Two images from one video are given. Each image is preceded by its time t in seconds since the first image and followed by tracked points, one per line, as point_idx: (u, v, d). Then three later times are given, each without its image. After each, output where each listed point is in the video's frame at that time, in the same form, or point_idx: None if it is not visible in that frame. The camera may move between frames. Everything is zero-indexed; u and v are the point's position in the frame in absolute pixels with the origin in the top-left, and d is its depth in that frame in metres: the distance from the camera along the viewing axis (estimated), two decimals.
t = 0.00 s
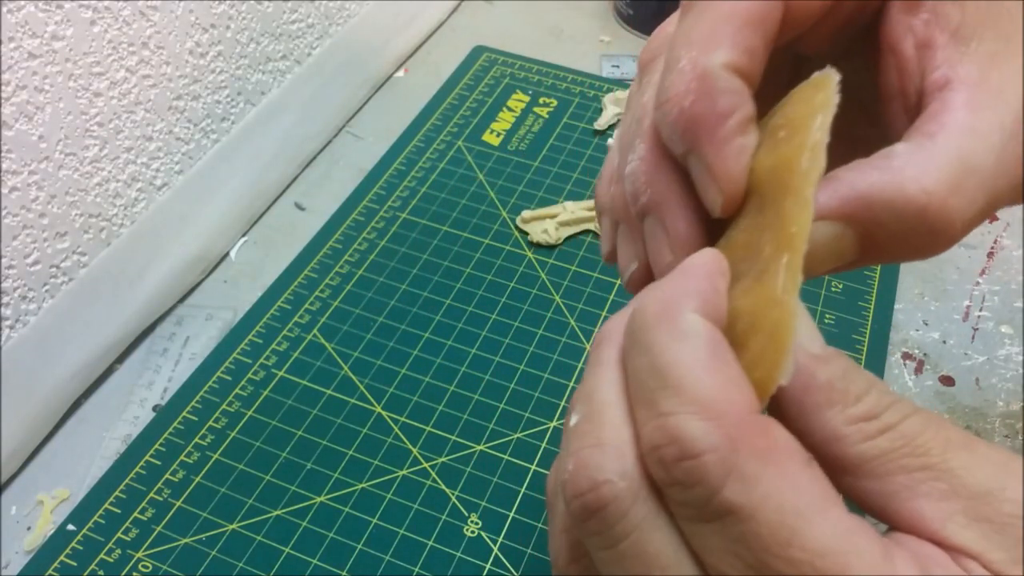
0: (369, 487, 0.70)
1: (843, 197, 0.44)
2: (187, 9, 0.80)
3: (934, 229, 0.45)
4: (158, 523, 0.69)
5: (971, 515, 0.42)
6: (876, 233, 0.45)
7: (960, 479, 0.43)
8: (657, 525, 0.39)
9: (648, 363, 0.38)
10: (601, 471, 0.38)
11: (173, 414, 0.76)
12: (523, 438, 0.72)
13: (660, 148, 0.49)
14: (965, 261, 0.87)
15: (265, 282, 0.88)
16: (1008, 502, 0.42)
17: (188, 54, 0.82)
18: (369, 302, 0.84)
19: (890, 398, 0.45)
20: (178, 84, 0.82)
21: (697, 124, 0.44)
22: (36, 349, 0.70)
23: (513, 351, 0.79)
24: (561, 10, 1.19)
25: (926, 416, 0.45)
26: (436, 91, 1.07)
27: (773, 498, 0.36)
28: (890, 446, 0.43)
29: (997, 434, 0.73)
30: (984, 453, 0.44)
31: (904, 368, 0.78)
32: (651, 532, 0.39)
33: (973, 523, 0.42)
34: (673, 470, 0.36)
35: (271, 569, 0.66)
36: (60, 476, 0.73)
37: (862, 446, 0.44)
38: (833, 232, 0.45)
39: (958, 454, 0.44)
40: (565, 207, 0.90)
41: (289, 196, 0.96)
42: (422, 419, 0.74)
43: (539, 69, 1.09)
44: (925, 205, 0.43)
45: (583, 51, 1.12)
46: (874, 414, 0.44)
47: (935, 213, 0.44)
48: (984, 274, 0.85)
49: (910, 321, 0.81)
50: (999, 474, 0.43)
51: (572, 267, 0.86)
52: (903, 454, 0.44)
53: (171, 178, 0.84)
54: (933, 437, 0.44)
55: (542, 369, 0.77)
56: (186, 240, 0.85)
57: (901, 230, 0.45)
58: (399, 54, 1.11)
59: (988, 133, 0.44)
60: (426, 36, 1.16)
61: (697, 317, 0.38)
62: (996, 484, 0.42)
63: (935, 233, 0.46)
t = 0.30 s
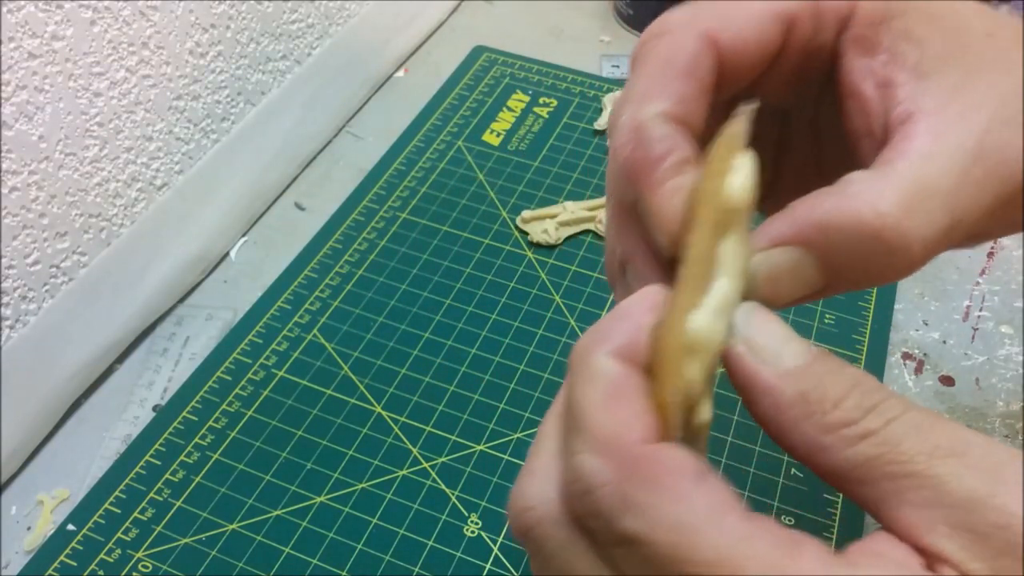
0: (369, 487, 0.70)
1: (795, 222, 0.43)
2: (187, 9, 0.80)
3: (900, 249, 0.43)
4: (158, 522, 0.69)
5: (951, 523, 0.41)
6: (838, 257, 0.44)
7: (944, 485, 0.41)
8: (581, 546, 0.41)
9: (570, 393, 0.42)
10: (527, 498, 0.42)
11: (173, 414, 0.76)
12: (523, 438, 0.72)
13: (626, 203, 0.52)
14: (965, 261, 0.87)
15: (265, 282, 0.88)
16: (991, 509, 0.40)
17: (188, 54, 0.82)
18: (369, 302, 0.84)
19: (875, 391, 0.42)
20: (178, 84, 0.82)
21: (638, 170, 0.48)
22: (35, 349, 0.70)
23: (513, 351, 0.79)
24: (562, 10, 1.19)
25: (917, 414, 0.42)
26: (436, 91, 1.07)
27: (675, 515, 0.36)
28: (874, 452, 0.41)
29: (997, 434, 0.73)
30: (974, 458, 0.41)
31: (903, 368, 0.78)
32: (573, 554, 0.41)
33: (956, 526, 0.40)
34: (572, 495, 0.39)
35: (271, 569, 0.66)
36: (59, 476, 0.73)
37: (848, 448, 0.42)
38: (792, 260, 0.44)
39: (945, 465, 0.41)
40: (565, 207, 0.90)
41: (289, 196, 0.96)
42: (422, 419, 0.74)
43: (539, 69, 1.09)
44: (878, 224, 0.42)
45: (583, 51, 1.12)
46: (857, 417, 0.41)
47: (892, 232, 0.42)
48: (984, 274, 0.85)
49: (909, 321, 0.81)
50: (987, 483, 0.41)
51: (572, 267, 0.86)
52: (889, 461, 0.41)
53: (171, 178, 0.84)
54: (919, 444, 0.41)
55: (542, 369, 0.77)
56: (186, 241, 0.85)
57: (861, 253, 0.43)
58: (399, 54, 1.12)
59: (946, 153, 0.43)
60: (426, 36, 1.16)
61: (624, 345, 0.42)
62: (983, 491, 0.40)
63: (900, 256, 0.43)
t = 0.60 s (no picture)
0: (369, 487, 0.70)
1: (745, 175, 0.46)
2: (187, 9, 0.80)
3: (837, 181, 0.41)
4: (158, 522, 0.69)
5: (928, 502, 0.41)
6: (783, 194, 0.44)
7: (927, 461, 0.40)
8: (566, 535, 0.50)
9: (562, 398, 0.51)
10: (528, 489, 0.52)
11: (173, 414, 0.76)
12: (523, 437, 0.72)
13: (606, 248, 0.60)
14: (965, 261, 0.87)
15: (265, 282, 0.88)
16: (968, 491, 0.40)
17: (188, 54, 0.82)
18: (369, 302, 0.84)
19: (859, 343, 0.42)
20: (178, 84, 0.82)
21: (608, 222, 0.55)
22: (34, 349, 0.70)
23: (513, 351, 0.79)
24: (561, 10, 1.19)
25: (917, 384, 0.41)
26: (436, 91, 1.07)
27: (630, 502, 0.44)
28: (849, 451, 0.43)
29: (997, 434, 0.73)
30: (959, 439, 0.41)
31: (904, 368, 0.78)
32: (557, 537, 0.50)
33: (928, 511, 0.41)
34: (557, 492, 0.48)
35: (271, 569, 0.66)
36: (59, 476, 0.72)
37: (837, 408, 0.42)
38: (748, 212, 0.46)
39: (931, 438, 0.40)
40: (565, 207, 0.90)
41: (289, 196, 0.97)
42: (422, 419, 0.74)
43: (539, 69, 1.09)
44: (805, 141, 0.42)
45: (582, 51, 1.12)
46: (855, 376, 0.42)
47: (820, 148, 0.41)
48: (984, 274, 0.85)
49: (909, 321, 0.81)
50: (963, 463, 0.40)
51: (572, 267, 0.86)
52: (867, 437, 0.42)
53: (171, 178, 0.84)
54: (893, 420, 0.41)
55: (542, 369, 0.77)
56: (186, 241, 0.85)
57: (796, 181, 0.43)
58: (399, 53, 1.12)
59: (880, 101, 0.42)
60: (426, 36, 1.16)
61: (605, 354, 0.51)
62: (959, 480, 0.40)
63: (840, 181, 0.41)
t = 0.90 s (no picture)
0: (369, 487, 0.70)
1: (742, 186, 0.46)
2: (187, 9, 0.80)
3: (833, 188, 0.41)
4: (158, 523, 0.69)
5: (916, 510, 0.40)
6: (777, 200, 0.44)
7: (914, 467, 0.40)
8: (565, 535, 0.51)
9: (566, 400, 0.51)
10: (530, 492, 0.53)
11: (173, 414, 0.76)
12: (523, 437, 0.72)
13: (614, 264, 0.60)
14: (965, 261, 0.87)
15: (265, 282, 0.88)
16: (952, 499, 0.39)
17: (188, 54, 0.82)
18: (369, 302, 0.84)
19: (853, 349, 0.42)
20: (178, 84, 0.82)
21: (614, 231, 0.56)
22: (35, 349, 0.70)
23: (513, 351, 0.79)
24: (561, 10, 1.19)
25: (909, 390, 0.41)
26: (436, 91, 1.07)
27: (626, 506, 0.44)
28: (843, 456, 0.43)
29: (997, 434, 0.73)
30: (948, 446, 0.40)
31: (904, 368, 0.78)
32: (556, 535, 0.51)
33: (916, 518, 0.40)
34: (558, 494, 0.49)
35: (271, 569, 0.66)
36: (59, 476, 0.72)
37: (831, 413, 0.42)
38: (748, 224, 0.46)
39: (919, 445, 0.40)
40: (565, 207, 0.90)
41: (289, 196, 0.97)
42: (422, 419, 0.74)
43: (539, 69, 1.09)
44: (796, 150, 0.42)
45: (582, 51, 1.12)
46: (847, 383, 0.41)
47: (811, 156, 0.41)
48: (984, 274, 0.85)
49: (910, 321, 0.81)
50: (948, 470, 0.40)
51: (572, 267, 0.86)
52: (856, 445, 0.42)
53: (171, 178, 0.84)
54: (883, 426, 0.41)
55: (542, 369, 0.77)
56: (186, 241, 0.86)
57: (789, 188, 0.43)
58: (399, 53, 1.12)
59: (875, 110, 0.42)
60: (426, 36, 1.16)
61: (609, 362, 0.51)
62: (945, 480, 0.40)
63: (831, 189, 0.41)
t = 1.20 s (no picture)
0: (369, 487, 0.70)
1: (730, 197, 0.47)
2: (187, 9, 0.80)
3: (813, 196, 0.42)
4: (158, 523, 0.69)
5: (874, 522, 0.39)
6: (760, 210, 0.44)
7: (875, 478, 0.39)
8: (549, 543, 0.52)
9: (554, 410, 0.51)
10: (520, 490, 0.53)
11: (173, 414, 0.76)
12: (523, 437, 0.72)
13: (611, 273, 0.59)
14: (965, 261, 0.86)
15: (265, 282, 0.88)
16: (909, 513, 0.38)
17: (188, 54, 0.82)
18: (369, 302, 0.84)
19: (829, 353, 0.42)
20: (178, 84, 0.82)
21: (612, 243, 0.55)
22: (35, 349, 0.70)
23: (513, 351, 0.79)
24: (561, 10, 1.19)
25: (880, 399, 0.40)
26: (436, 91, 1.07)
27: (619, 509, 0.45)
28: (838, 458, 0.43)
29: (997, 434, 0.73)
30: (914, 458, 0.39)
31: (904, 368, 0.78)
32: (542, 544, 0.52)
33: (872, 530, 0.39)
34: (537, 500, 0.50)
35: (271, 569, 0.66)
36: (60, 476, 0.73)
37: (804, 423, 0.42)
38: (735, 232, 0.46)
39: (882, 455, 0.39)
40: (565, 207, 0.90)
41: (289, 196, 0.97)
42: (422, 418, 0.74)
43: (539, 70, 1.09)
44: (777, 159, 0.42)
45: (582, 51, 1.12)
46: (816, 388, 0.41)
47: (792, 164, 0.42)
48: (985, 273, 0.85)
49: (910, 321, 0.81)
50: (909, 484, 0.39)
51: (572, 267, 0.86)
52: (823, 451, 0.41)
53: (171, 178, 0.84)
54: (846, 436, 0.40)
55: (542, 369, 0.77)
56: (186, 241, 0.85)
57: (772, 196, 0.43)
58: (399, 54, 1.12)
59: (854, 116, 0.43)
60: (426, 36, 1.16)
61: (600, 370, 0.50)
62: (904, 493, 0.39)
63: (813, 196, 0.42)
